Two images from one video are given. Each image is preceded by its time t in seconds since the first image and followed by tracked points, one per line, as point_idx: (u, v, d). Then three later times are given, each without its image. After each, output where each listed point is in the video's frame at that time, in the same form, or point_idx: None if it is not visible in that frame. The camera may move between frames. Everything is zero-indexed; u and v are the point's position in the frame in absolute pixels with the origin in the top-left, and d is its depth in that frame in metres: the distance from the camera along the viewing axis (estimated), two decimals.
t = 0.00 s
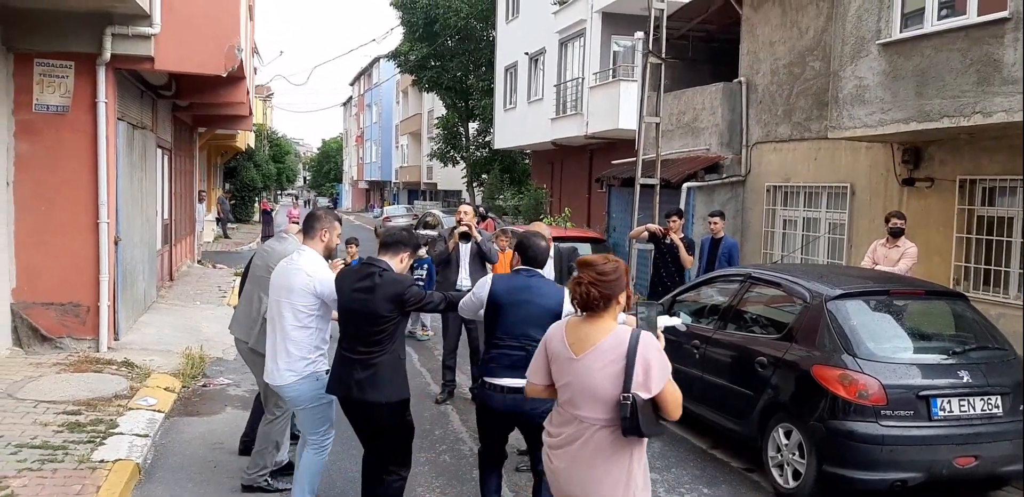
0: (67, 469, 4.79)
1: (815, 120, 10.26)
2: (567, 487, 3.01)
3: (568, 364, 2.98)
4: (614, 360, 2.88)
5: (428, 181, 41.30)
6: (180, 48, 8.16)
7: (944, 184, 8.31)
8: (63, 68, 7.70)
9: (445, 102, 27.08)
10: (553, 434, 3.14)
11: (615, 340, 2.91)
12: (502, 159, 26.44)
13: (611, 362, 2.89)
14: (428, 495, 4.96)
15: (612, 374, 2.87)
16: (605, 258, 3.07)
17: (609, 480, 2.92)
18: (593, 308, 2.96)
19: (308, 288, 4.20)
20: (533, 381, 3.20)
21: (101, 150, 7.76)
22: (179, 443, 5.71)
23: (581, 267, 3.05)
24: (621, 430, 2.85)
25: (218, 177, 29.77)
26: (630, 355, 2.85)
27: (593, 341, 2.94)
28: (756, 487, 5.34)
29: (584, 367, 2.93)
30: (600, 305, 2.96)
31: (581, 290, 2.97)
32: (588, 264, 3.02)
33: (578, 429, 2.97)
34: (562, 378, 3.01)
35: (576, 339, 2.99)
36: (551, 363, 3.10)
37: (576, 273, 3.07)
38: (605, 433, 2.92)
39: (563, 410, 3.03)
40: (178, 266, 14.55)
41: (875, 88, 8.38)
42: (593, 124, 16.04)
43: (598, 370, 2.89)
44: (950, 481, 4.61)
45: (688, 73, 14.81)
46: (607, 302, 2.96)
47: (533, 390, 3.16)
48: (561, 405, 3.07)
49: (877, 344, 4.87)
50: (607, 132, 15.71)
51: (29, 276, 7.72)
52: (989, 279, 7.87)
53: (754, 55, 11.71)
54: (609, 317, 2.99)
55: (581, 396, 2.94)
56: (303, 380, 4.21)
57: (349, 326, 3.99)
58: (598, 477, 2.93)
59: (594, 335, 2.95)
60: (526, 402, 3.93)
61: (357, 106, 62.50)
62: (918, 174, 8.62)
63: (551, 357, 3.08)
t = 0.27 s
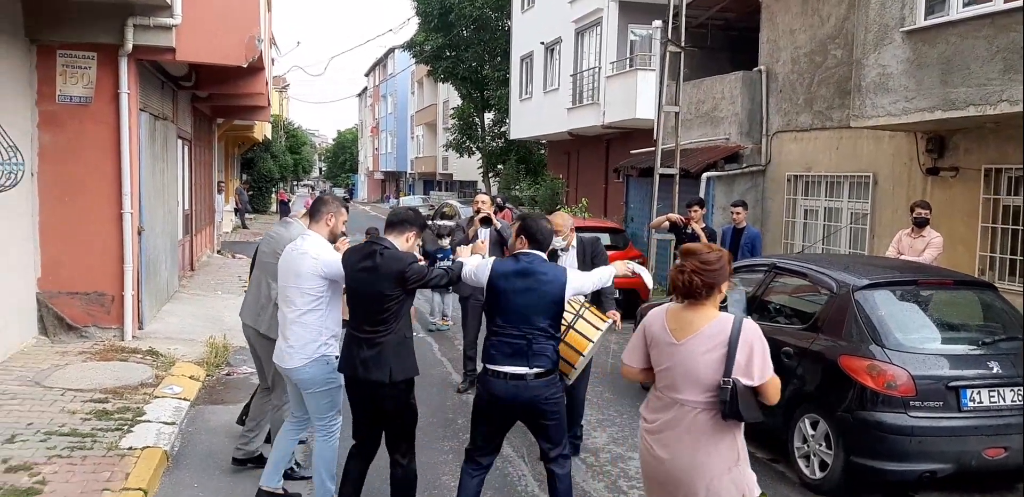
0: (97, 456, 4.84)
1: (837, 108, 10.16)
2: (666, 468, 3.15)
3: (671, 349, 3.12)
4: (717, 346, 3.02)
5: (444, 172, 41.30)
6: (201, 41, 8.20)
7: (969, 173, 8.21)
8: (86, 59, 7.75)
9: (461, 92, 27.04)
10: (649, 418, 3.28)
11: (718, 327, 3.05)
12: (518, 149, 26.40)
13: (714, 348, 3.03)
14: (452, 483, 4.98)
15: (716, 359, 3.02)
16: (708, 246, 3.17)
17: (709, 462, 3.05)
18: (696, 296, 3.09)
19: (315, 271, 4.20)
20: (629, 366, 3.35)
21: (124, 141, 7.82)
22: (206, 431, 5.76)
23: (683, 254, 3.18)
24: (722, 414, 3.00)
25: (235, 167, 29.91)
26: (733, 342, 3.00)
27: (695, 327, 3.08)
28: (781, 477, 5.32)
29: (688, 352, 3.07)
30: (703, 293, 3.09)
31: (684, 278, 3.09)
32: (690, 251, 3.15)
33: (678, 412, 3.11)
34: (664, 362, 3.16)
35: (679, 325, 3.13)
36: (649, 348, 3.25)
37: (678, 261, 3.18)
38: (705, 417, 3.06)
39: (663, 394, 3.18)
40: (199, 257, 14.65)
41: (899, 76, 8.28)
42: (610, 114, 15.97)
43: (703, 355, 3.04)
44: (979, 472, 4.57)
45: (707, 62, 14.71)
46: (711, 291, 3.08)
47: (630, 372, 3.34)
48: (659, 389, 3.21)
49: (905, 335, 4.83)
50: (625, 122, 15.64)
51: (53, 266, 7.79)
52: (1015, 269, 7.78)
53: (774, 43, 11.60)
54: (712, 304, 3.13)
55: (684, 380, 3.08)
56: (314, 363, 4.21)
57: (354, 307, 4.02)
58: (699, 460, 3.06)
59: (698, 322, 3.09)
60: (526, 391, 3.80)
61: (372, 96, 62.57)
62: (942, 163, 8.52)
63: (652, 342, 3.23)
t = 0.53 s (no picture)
0: (111, 447, 4.86)
1: (850, 98, 10.08)
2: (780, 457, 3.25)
3: (782, 341, 3.20)
4: (832, 332, 3.14)
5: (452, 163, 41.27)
6: (214, 31, 8.20)
7: (984, 163, 8.12)
8: (98, 50, 7.76)
9: (470, 84, 26.98)
10: (753, 409, 3.37)
11: (827, 314, 3.17)
12: (527, 141, 26.34)
13: (828, 335, 3.15)
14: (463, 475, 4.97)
15: (832, 346, 3.14)
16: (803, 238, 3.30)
17: (824, 447, 3.18)
18: (805, 286, 3.19)
19: (308, 265, 4.21)
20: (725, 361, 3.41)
21: (136, 133, 7.84)
22: (218, 422, 5.77)
23: (781, 248, 3.27)
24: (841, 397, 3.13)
25: (244, 159, 29.96)
26: (847, 326, 3.13)
27: (802, 317, 3.18)
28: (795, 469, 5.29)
29: (802, 342, 3.16)
30: (811, 282, 3.20)
31: (794, 269, 3.18)
32: (791, 244, 3.24)
33: (789, 402, 3.21)
34: (773, 355, 3.23)
35: (787, 316, 3.21)
36: (748, 341, 3.33)
37: (779, 254, 3.26)
38: (822, 403, 3.18)
39: (769, 385, 3.26)
40: (209, 248, 14.69)
41: (914, 65, 8.20)
42: (620, 105, 15.89)
43: (814, 344, 3.14)
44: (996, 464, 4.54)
45: (718, 52, 14.62)
46: (818, 279, 3.20)
47: (726, 368, 3.36)
48: (762, 380, 3.30)
49: (920, 326, 4.79)
50: (635, 112, 15.57)
51: (66, 258, 7.81)
52: None
53: (787, 33, 11.51)
54: (813, 293, 3.23)
55: (794, 370, 3.18)
56: (306, 358, 4.22)
57: (343, 309, 3.99)
58: (815, 446, 3.18)
59: (804, 312, 3.19)
60: (508, 396, 3.72)
61: (380, 88, 62.54)
62: (957, 152, 8.44)
63: (756, 336, 3.29)
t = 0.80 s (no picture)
0: (127, 447, 4.90)
1: (865, 99, 10.02)
2: (863, 454, 3.31)
3: (869, 341, 3.28)
4: (915, 332, 3.26)
5: (464, 164, 41.32)
6: (230, 34, 8.25)
7: (1000, 164, 8.05)
8: (114, 53, 7.82)
9: (482, 85, 27.01)
10: (831, 407, 3.43)
11: (910, 315, 3.29)
12: (539, 142, 26.35)
13: (912, 334, 3.26)
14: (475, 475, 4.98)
15: (915, 345, 3.26)
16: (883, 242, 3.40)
17: (908, 444, 3.27)
18: (891, 287, 3.29)
19: (316, 257, 4.23)
20: (803, 361, 3.46)
21: (152, 134, 7.91)
22: (232, 422, 5.80)
23: (865, 251, 3.34)
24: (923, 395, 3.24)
25: (258, 161, 30.12)
26: (929, 327, 3.26)
27: (888, 318, 3.28)
28: (809, 472, 5.27)
29: (889, 342, 3.26)
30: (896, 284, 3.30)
31: (884, 271, 3.26)
32: (877, 246, 3.32)
33: (875, 400, 3.28)
34: (858, 354, 3.30)
35: (872, 317, 3.30)
36: (829, 343, 3.40)
37: (863, 256, 3.34)
38: (906, 400, 3.27)
39: (853, 384, 3.33)
40: (223, 249, 14.78)
41: (929, 66, 8.14)
42: (632, 106, 15.87)
43: (901, 343, 3.25)
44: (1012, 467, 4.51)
45: (731, 53, 14.57)
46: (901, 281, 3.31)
47: (807, 368, 3.43)
48: (843, 379, 3.37)
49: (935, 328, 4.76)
50: (647, 114, 15.54)
51: (82, 259, 7.88)
52: None
53: (800, 33, 11.45)
54: (894, 295, 3.35)
55: (880, 369, 3.26)
56: (309, 352, 4.23)
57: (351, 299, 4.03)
58: (898, 442, 3.27)
59: (888, 313, 3.29)
60: (509, 388, 3.75)
61: (393, 90, 62.74)
62: (973, 153, 8.37)
63: (839, 336, 3.36)
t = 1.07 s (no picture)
0: (109, 439, 4.85)
1: (853, 94, 10.04)
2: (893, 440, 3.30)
3: (897, 328, 3.29)
4: (942, 320, 3.29)
5: (453, 156, 41.22)
6: (216, 23, 8.17)
7: (986, 159, 8.08)
8: (97, 41, 7.72)
9: (471, 77, 26.91)
10: (861, 395, 3.43)
11: (936, 304, 3.32)
12: (528, 135, 26.30)
13: (939, 323, 3.29)
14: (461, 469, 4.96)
15: (942, 333, 3.28)
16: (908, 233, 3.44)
17: (939, 430, 3.26)
18: (917, 277, 3.32)
19: (302, 257, 4.17)
20: (833, 348, 3.47)
21: (136, 124, 7.81)
22: (216, 414, 5.76)
23: (894, 242, 3.37)
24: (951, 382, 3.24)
25: (245, 151, 29.91)
26: (956, 315, 3.29)
27: (916, 306, 3.30)
28: (793, 466, 5.29)
29: (917, 329, 3.27)
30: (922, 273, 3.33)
31: (911, 260, 3.30)
32: (906, 238, 3.35)
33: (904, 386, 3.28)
34: (887, 341, 3.31)
35: (899, 305, 3.32)
36: (859, 330, 3.41)
37: (891, 246, 3.37)
38: (934, 387, 3.27)
39: (884, 370, 3.33)
40: (209, 240, 14.68)
41: (917, 61, 8.15)
42: (622, 99, 15.85)
43: (930, 330, 3.27)
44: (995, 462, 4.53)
45: (720, 47, 14.58)
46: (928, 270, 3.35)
47: (836, 355, 3.44)
48: (874, 366, 3.37)
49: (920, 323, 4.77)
50: (636, 107, 15.52)
51: (65, 249, 7.79)
52: None
53: (790, 28, 11.46)
54: (921, 284, 3.38)
55: (910, 355, 3.27)
56: (292, 350, 4.17)
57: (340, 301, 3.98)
58: (927, 428, 3.25)
59: (916, 301, 3.31)
60: (489, 398, 3.73)
61: (382, 81, 62.45)
62: (959, 149, 8.40)
63: (868, 324, 3.38)
